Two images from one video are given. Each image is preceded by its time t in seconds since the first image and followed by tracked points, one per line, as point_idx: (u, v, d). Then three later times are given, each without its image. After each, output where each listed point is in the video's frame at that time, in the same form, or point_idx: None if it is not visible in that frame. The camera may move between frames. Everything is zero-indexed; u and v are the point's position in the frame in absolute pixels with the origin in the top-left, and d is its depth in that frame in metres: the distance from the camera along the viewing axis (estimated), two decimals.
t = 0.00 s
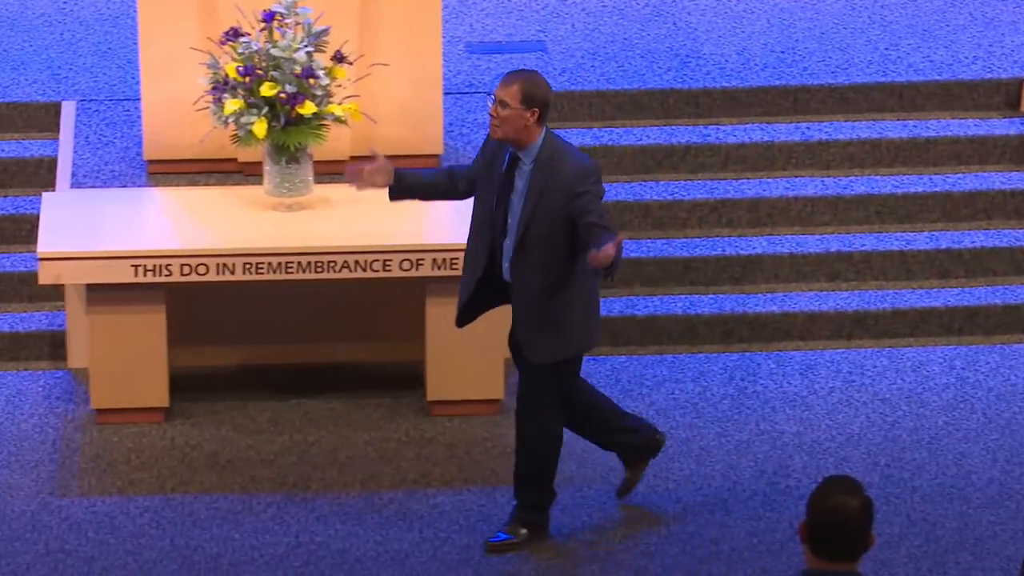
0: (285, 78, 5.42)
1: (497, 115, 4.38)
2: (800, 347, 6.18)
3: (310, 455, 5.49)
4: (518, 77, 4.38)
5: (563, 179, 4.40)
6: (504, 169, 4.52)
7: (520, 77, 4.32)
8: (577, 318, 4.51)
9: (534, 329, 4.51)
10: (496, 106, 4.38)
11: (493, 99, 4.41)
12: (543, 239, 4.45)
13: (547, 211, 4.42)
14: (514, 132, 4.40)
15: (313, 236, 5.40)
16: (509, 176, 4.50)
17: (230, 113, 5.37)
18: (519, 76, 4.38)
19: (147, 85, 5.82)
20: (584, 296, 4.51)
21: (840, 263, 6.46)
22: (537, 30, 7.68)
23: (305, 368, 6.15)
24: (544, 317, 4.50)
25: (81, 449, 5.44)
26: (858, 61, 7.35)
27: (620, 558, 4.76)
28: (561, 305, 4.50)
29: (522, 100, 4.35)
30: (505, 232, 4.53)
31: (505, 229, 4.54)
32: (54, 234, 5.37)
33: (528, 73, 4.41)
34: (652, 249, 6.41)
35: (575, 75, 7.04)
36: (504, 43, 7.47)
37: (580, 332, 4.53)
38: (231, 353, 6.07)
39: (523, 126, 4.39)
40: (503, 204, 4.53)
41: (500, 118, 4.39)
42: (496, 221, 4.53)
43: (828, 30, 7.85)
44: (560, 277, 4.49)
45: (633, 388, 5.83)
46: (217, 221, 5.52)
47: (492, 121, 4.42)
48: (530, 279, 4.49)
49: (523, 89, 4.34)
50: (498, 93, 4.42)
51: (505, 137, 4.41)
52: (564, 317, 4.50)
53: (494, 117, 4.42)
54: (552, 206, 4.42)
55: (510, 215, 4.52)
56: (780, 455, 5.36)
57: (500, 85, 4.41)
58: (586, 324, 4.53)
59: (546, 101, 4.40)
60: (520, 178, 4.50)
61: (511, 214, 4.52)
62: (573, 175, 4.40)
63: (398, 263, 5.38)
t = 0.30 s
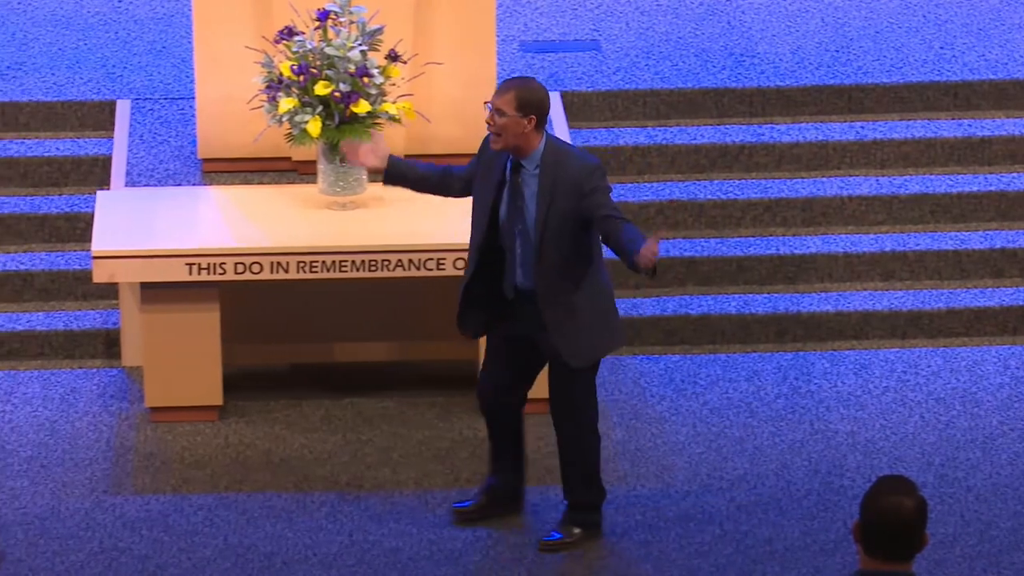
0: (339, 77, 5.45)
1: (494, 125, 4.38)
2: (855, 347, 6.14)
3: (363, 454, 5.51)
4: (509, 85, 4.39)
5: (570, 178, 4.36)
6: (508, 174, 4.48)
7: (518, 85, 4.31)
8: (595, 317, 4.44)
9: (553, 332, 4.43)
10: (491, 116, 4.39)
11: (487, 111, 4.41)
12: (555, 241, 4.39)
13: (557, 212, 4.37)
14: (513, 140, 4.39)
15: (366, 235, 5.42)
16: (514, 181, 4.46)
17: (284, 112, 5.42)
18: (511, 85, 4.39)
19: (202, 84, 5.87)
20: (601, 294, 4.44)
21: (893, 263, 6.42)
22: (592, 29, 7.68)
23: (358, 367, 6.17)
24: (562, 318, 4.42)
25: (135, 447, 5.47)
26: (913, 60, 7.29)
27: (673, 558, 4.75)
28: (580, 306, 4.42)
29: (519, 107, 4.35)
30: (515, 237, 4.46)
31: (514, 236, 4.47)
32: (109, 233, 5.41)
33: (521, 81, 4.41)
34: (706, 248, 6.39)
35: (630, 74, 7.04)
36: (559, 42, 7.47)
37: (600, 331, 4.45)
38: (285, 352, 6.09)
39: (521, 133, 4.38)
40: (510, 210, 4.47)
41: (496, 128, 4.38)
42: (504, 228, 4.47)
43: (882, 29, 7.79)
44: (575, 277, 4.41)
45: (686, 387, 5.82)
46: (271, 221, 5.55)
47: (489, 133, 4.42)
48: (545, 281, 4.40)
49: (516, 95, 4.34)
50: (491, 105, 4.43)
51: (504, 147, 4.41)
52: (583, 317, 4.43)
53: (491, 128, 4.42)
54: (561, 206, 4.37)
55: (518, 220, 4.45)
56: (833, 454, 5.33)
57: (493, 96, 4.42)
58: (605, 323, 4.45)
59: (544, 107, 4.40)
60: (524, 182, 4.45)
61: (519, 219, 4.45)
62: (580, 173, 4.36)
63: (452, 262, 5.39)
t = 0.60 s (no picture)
0: (391, 75, 5.47)
1: (480, 136, 4.36)
2: (907, 346, 6.09)
3: (414, 453, 5.53)
4: (491, 95, 4.37)
5: (561, 184, 4.39)
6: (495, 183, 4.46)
7: (501, 95, 4.30)
8: (592, 318, 4.50)
9: (555, 336, 4.49)
10: (475, 127, 4.37)
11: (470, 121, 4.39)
12: (549, 247, 4.43)
13: (549, 219, 4.41)
14: (500, 149, 4.39)
15: (418, 234, 5.45)
16: (502, 189, 4.44)
17: (336, 110, 5.47)
18: (494, 94, 4.37)
19: (255, 83, 5.90)
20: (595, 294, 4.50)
21: (945, 262, 6.37)
22: (643, 28, 7.66)
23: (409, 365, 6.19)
24: (562, 322, 4.48)
25: (186, 445, 5.50)
26: (965, 59, 7.22)
27: (724, 558, 4.75)
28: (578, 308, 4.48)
29: (503, 116, 4.34)
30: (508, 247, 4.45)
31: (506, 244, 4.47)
32: (162, 231, 5.44)
33: (503, 90, 4.39)
34: (757, 247, 6.35)
35: (681, 73, 7.01)
36: (610, 42, 7.45)
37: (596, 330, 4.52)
38: (336, 350, 6.11)
39: (507, 142, 4.38)
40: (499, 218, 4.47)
41: (481, 138, 4.37)
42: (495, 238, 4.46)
43: (935, 29, 7.72)
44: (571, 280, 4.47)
45: (738, 386, 5.78)
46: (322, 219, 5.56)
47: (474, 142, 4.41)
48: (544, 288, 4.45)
49: (500, 106, 4.33)
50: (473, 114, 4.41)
51: (490, 155, 4.40)
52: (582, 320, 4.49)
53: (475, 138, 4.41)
54: (553, 213, 4.40)
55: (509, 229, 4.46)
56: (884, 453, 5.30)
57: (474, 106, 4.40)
58: (601, 323, 4.52)
59: (527, 114, 4.40)
60: (511, 189, 4.44)
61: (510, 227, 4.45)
62: (568, 177, 4.39)
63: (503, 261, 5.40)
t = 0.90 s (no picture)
0: (438, 74, 5.47)
1: (470, 130, 4.33)
2: (955, 345, 6.04)
3: (461, 451, 5.54)
4: (479, 89, 4.34)
5: (548, 174, 4.38)
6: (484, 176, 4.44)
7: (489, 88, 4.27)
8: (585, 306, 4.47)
9: (549, 327, 4.46)
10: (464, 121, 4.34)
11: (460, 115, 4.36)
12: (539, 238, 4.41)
13: (539, 210, 4.39)
14: (489, 144, 4.36)
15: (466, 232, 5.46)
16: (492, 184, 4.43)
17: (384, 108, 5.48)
18: (484, 87, 4.33)
19: (303, 81, 5.93)
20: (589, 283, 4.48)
21: (993, 261, 6.31)
22: (691, 26, 7.63)
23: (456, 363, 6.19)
24: (555, 312, 4.45)
25: (233, 443, 5.53)
26: (1014, 57, 7.15)
27: (771, 557, 4.73)
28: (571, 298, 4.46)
29: (492, 110, 4.31)
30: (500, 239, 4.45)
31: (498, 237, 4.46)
32: (210, 229, 5.48)
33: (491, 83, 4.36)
34: (804, 245, 6.32)
35: (729, 71, 6.98)
36: (658, 40, 7.43)
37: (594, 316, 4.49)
38: (383, 348, 6.12)
39: (497, 135, 4.35)
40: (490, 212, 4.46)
41: (470, 132, 4.34)
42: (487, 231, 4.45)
43: (984, 26, 7.63)
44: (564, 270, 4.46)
45: (785, 384, 5.75)
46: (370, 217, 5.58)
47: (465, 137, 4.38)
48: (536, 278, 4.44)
49: (489, 101, 4.30)
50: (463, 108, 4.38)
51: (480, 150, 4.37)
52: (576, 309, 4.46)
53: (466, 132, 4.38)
54: (543, 204, 4.39)
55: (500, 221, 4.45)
56: (932, 452, 5.27)
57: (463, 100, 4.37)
58: (597, 309, 4.49)
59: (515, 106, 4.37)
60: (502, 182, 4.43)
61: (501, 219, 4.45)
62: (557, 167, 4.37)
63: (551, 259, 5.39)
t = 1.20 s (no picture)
0: (477, 73, 5.48)
1: (500, 125, 4.33)
2: (994, 346, 5.98)
3: (498, 450, 5.53)
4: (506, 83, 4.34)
5: (572, 169, 4.39)
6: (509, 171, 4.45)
7: (519, 83, 4.27)
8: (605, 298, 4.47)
9: (572, 318, 4.46)
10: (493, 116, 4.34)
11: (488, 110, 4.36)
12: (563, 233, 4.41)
13: (562, 207, 4.40)
14: (519, 138, 4.36)
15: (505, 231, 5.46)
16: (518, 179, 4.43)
17: (423, 108, 5.49)
18: (512, 81, 4.34)
19: (342, 79, 5.94)
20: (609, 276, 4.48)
21: None
22: (730, 26, 7.59)
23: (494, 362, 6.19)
24: (577, 303, 4.46)
25: (271, 442, 5.55)
26: None
27: (809, 556, 4.69)
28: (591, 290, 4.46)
29: (522, 104, 4.31)
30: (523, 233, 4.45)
31: (520, 232, 4.46)
32: (249, 229, 5.50)
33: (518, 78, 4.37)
34: (843, 245, 6.27)
35: (769, 71, 6.94)
36: (697, 39, 7.40)
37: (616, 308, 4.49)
38: (421, 347, 6.12)
39: (527, 129, 4.35)
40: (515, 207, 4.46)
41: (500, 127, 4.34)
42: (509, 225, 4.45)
43: None
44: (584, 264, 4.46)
45: (825, 384, 5.71)
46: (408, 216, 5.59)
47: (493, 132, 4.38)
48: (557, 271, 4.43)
49: (519, 95, 4.30)
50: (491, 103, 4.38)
51: (509, 145, 4.37)
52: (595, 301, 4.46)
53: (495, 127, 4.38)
54: (566, 200, 4.39)
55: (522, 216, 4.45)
56: (972, 452, 5.22)
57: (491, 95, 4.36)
58: (621, 300, 4.49)
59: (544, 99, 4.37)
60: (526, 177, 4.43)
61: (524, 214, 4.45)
62: (581, 163, 4.38)
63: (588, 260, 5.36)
